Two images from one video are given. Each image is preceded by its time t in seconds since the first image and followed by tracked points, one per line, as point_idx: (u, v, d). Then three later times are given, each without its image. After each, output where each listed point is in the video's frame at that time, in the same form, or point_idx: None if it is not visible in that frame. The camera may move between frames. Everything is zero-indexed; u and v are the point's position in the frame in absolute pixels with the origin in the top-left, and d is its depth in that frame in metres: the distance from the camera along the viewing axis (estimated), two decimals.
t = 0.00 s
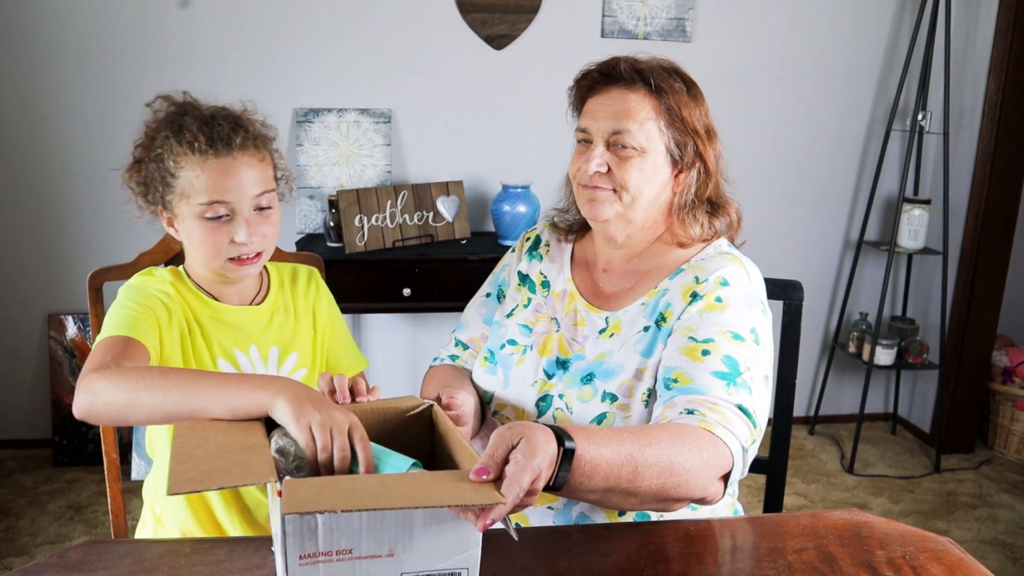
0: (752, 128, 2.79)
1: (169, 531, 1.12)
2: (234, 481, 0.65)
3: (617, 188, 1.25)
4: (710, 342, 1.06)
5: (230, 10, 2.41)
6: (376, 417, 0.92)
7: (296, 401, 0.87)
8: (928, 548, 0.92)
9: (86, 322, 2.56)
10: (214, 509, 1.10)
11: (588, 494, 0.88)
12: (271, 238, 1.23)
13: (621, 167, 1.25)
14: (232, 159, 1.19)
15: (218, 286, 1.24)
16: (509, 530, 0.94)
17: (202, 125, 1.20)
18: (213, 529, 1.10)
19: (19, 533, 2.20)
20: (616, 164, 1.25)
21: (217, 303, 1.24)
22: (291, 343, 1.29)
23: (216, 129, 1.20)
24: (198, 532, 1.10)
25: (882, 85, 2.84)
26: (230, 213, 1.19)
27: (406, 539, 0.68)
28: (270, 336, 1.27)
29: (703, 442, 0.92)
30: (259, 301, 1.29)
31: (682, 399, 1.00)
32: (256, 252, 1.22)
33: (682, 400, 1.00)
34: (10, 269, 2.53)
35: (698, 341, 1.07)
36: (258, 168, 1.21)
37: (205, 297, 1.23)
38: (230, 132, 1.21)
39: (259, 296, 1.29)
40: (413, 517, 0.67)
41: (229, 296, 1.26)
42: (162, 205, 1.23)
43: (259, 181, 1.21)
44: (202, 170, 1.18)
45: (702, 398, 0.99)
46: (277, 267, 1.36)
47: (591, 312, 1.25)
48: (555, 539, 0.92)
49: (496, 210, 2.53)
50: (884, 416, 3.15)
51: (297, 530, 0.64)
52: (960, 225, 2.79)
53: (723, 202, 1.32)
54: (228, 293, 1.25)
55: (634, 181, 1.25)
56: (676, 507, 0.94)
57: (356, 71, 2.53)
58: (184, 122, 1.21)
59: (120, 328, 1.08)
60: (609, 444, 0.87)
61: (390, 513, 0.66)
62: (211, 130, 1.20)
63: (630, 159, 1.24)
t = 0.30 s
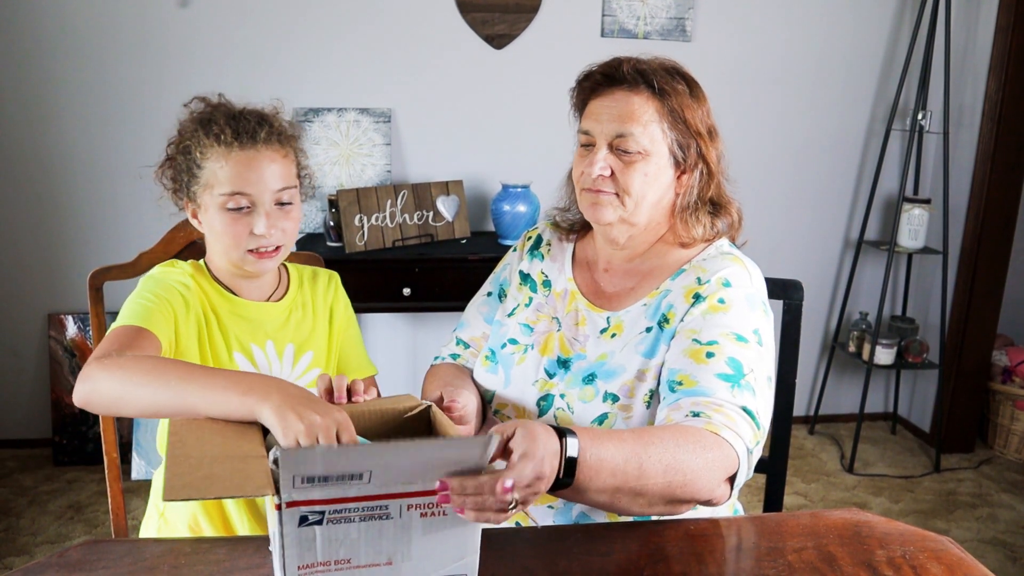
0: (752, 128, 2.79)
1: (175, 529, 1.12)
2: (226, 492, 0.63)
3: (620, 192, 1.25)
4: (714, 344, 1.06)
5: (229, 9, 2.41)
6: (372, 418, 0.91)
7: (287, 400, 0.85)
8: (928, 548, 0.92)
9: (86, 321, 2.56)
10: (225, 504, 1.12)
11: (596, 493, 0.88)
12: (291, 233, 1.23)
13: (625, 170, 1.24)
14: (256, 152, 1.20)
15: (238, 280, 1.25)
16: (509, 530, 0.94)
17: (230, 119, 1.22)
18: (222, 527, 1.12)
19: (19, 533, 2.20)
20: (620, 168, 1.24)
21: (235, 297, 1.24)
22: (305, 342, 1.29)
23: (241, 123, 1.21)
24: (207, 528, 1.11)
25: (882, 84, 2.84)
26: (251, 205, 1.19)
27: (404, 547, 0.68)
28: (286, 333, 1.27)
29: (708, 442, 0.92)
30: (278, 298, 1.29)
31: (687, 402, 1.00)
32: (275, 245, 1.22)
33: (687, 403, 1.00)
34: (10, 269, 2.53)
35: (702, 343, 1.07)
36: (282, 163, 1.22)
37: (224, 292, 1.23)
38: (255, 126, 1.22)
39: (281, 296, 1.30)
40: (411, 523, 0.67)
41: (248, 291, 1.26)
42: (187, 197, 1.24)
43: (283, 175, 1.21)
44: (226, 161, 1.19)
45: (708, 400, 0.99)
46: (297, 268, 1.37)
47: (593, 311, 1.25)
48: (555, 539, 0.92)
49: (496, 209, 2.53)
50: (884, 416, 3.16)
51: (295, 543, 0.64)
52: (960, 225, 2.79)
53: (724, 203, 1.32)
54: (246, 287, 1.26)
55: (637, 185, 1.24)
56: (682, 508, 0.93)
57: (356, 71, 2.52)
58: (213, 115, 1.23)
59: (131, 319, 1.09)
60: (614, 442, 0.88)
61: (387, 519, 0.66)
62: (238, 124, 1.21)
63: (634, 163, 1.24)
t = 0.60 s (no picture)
0: (752, 128, 2.79)
1: (174, 531, 1.13)
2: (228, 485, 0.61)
3: (620, 194, 1.25)
4: (715, 344, 1.06)
5: (229, 10, 2.41)
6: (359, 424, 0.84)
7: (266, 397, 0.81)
8: (928, 548, 0.92)
9: (86, 322, 2.56)
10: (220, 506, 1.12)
11: (605, 489, 0.87)
12: (303, 232, 1.23)
13: (625, 172, 1.24)
14: (265, 151, 1.20)
15: (251, 282, 1.25)
16: (508, 531, 0.94)
17: (238, 119, 1.22)
18: (219, 528, 1.12)
19: (18, 533, 2.20)
20: (620, 170, 1.24)
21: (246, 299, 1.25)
22: (314, 348, 1.29)
23: (250, 123, 1.22)
24: (204, 530, 1.11)
25: (882, 85, 2.84)
26: (261, 204, 1.19)
27: (405, 542, 0.67)
28: (296, 339, 1.27)
29: (711, 440, 0.92)
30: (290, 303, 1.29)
31: (690, 403, 0.99)
32: (287, 245, 1.21)
33: (690, 403, 0.99)
34: (10, 269, 2.53)
35: (703, 344, 1.07)
36: (292, 161, 1.22)
37: (235, 294, 1.24)
38: (263, 125, 1.22)
39: (290, 299, 1.30)
40: (411, 517, 0.67)
41: (260, 293, 1.26)
42: (199, 199, 1.25)
43: (293, 174, 1.21)
44: (235, 161, 1.19)
45: (711, 400, 0.98)
46: (310, 271, 1.37)
47: (590, 311, 1.25)
48: (555, 539, 0.92)
49: (496, 209, 2.53)
50: (884, 416, 3.16)
51: (298, 547, 0.63)
52: (960, 225, 2.79)
53: (721, 203, 1.32)
54: (259, 290, 1.26)
55: (637, 187, 1.24)
56: (691, 507, 0.93)
57: (356, 71, 2.53)
58: (222, 117, 1.23)
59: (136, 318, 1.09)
60: (614, 440, 0.88)
61: (388, 512, 0.66)
62: (246, 123, 1.22)
63: (634, 164, 1.24)
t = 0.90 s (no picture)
0: (752, 129, 2.79)
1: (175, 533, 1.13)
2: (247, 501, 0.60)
3: (614, 194, 1.25)
4: (711, 340, 1.05)
5: (230, 10, 2.41)
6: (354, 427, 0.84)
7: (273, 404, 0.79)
8: (929, 550, 0.92)
9: (86, 322, 2.56)
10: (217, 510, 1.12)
11: (610, 476, 0.86)
12: (310, 240, 1.23)
13: (618, 172, 1.24)
14: (273, 157, 1.20)
15: (255, 288, 1.25)
16: (508, 532, 0.94)
17: (246, 124, 1.22)
18: (217, 530, 1.12)
19: (18, 534, 2.20)
20: (613, 171, 1.24)
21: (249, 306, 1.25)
22: (314, 358, 1.29)
23: (258, 129, 1.21)
24: (203, 531, 1.11)
25: (882, 86, 2.84)
26: (268, 212, 1.19)
27: (406, 556, 0.67)
28: (297, 348, 1.28)
29: (714, 433, 0.91)
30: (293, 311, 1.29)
31: (691, 399, 0.98)
32: (294, 254, 1.21)
33: (691, 399, 0.98)
34: (10, 269, 2.53)
35: (698, 341, 1.07)
36: (301, 168, 1.21)
37: (238, 299, 1.24)
38: (271, 131, 1.21)
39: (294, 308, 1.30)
40: (413, 532, 0.67)
41: (264, 300, 1.26)
42: (206, 204, 1.25)
43: (301, 182, 1.21)
44: (243, 167, 1.19)
45: (711, 394, 0.97)
46: (314, 276, 1.37)
47: (582, 309, 1.25)
48: (555, 540, 0.92)
49: (496, 210, 2.53)
50: (884, 417, 3.16)
51: (299, 563, 0.63)
52: (960, 226, 2.79)
53: (713, 202, 1.32)
54: (263, 296, 1.26)
55: (630, 186, 1.25)
56: (695, 503, 0.91)
57: (356, 72, 2.53)
58: (230, 121, 1.23)
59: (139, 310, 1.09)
60: (618, 428, 0.88)
61: (389, 528, 0.65)
62: (254, 129, 1.21)
63: (626, 164, 1.24)
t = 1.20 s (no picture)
0: (752, 129, 2.79)
1: (185, 533, 1.13)
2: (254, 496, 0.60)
3: (607, 194, 1.25)
4: (702, 338, 1.05)
5: (230, 10, 2.41)
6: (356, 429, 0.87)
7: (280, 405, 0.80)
8: (929, 550, 0.92)
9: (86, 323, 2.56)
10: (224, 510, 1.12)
11: (612, 481, 0.85)
12: (326, 250, 1.23)
13: (611, 172, 1.24)
14: (293, 165, 1.19)
15: (269, 292, 1.25)
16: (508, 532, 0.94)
17: (270, 129, 1.21)
18: (223, 528, 1.12)
19: (19, 535, 2.20)
20: (606, 170, 1.25)
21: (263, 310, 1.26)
22: (321, 367, 1.29)
23: (281, 135, 1.21)
24: (211, 530, 1.11)
25: (882, 86, 2.84)
26: (286, 220, 1.19)
27: (412, 557, 0.67)
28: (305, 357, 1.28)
29: (710, 430, 0.91)
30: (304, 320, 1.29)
31: (685, 399, 0.98)
32: (308, 263, 1.21)
33: (686, 399, 0.98)
34: (11, 270, 2.53)
35: (690, 340, 1.07)
36: (322, 177, 1.21)
37: (249, 302, 1.25)
38: (294, 138, 1.21)
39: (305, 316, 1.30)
40: (418, 532, 0.67)
41: (274, 305, 1.26)
42: (225, 206, 1.25)
43: (322, 192, 1.21)
44: (263, 173, 1.19)
45: (706, 393, 0.97)
46: (329, 284, 1.37)
47: (572, 308, 1.25)
48: (554, 540, 0.92)
49: (496, 211, 2.54)
50: (884, 418, 3.16)
51: (305, 563, 0.63)
52: (960, 226, 2.79)
53: (702, 201, 1.33)
54: (274, 303, 1.26)
55: (622, 186, 1.25)
56: (697, 502, 0.91)
57: (356, 73, 2.53)
58: (254, 125, 1.23)
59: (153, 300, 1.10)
60: (615, 434, 0.87)
61: (395, 528, 0.65)
62: (278, 134, 1.21)
63: (619, 164, 1.24)
